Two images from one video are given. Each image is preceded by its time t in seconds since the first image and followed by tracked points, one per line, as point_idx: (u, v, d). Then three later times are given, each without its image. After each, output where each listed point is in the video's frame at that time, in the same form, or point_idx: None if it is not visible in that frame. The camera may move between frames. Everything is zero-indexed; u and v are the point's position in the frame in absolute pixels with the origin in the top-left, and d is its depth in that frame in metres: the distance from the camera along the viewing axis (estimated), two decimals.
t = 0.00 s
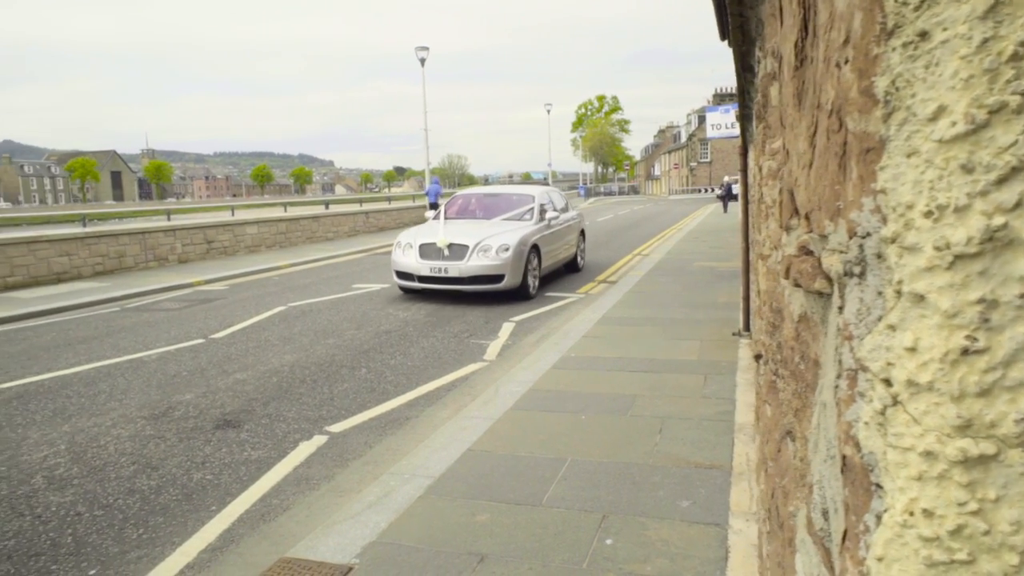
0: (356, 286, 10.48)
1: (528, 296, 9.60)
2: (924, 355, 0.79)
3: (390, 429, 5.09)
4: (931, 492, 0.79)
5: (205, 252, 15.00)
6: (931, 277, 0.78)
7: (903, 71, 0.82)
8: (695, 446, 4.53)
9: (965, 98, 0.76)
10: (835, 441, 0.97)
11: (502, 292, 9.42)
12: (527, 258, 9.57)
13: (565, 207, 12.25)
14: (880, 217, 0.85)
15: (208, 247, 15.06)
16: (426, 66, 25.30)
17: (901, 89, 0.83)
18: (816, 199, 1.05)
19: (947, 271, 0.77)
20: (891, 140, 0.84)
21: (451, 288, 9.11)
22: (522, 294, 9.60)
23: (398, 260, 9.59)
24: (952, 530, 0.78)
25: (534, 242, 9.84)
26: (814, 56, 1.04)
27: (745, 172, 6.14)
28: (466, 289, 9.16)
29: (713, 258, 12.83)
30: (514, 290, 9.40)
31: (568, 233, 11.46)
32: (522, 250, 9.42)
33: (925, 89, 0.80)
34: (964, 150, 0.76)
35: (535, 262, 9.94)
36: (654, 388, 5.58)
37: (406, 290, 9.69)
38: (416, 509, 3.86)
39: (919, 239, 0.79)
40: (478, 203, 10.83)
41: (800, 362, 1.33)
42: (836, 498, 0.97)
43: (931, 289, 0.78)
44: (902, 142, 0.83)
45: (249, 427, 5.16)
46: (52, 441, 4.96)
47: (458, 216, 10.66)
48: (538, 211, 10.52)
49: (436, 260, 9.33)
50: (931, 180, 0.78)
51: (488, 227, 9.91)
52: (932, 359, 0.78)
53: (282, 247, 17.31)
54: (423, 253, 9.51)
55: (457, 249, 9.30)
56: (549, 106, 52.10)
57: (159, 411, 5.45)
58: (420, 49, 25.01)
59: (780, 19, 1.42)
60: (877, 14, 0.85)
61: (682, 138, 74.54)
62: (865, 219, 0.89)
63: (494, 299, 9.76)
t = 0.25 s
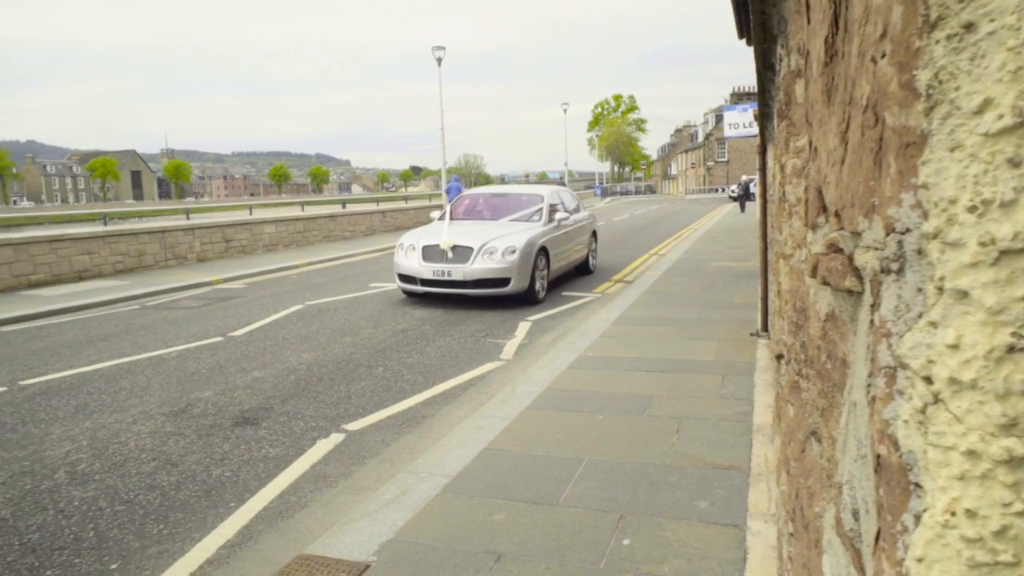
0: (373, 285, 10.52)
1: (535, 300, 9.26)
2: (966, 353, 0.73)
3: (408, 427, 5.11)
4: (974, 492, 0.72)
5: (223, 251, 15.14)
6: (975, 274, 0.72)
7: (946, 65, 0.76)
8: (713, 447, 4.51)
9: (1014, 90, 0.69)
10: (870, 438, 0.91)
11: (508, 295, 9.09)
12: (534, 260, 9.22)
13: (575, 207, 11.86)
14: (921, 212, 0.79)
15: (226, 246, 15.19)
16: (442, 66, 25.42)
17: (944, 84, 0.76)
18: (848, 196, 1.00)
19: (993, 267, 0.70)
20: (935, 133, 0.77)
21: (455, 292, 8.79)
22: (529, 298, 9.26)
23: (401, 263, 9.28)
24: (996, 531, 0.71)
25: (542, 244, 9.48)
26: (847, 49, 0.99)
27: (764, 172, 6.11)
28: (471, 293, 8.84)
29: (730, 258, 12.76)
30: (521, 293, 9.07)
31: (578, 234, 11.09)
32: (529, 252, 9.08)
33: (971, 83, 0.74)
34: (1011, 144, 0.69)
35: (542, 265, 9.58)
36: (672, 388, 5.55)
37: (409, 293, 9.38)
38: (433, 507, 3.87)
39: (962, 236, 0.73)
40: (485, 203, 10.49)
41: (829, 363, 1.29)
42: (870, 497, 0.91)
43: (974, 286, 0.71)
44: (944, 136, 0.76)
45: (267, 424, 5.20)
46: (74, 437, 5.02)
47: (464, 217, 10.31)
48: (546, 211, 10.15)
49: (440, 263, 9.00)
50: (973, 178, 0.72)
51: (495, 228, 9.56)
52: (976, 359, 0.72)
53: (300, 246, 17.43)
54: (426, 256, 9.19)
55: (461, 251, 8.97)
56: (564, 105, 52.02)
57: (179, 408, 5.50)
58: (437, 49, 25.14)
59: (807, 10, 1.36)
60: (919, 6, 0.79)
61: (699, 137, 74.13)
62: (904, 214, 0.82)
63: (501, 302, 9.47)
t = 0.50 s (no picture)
0: (390, 284, 10.56)
1: (543, 304, 8.88)
2: (1016, 351, 0.69)
3: (425, 426, 5.12)
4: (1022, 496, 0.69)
5: (242, 250, 15.27)
6: (1022, 271, 0.68)
7: (995, 53, 0.73)
8: (732, 448, 4.47)
9: None
10: (904, 437, 0.90)
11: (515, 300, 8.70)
12: (542, 263, 8.82)
13: (586, 207, 11.43)
14: (968, 208, 0.76)
15: (245, 245, 15.33)
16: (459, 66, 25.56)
17: (992, 74, 0.73)
18: (882, 192, 0.98)
19: None
20: (981, 125, 0.74)
21: (458, 296, 8.41)
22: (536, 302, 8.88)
23: (403, 265, 8.91)
24: None
25: (550, 247, 9.05)
26: (881, 43, 0.97)
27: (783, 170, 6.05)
28: (475, 297, 8.46)
29: (748, 258, 12.67)
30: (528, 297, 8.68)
31: (589, 236, 10.70)
32: (536, 255, 8.68)
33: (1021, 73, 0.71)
34: None
35: (550, 268, 9.18)
36: (691, 388, 5.52)
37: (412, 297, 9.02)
38: (450, 506, 3.88)
39: (1012, 230, 0.70)
40: (492, 204, 10.08)
41: (857, 363, 1.27)
42: (903, 498, 0.90)
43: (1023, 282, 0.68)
44: (991, 128, 0.73)
45: (286, 422, 5.23)
46: (97, 432, 5.08)
47: (470, 217, 9.92)
48: (556, 212, 9.74)
49: (443, 265, 8.62)
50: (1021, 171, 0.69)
51: (501, 229, 9.18)
52: None
53: (317, 245, 17.55)
54: (429, 258, 8.79)
55: (465, 254, 8.58)
56: (580, 104, 51.92)
57: (199, 405, 5.55)
58: (454, 49, 25.26)
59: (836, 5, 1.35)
60: None
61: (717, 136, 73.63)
62: (949, 210, 0.79)
63: (510, 306, 9.16)
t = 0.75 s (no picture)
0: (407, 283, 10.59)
1: (551, 309, 8.47)
2: None
3: (443, 424, 5.13)
4: None
5: (261, 249, 15.39)
6: None
7: None
8: (751, 449, 4.44)
9: None
10: (937, 437, 0.89)
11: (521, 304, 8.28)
12: (549, 266, 8.39)
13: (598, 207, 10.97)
14: (1008, 203, 0.73)
15: (264, 244, 15.44)
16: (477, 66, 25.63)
17: None
18: (917, 188, 0.97)
19: None
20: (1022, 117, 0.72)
21: (461, 301, 8.00)
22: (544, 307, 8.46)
23: (404, 269, 8.52)
24: None
25: (558, 249, 8.63)
26: (915, 37, 0.96)
27: (803, 168, 5.99)
28: (479, 302, 8.06)
29: (767, 258, 12.56)
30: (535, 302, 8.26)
31: (601, 237, 10.27)
32: (543, 257, 8.24)
33: None
34: None
35: (558, 271, 8.75)
36: (710, 389, 5.48)
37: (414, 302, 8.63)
38: (468, 504, 3.88)
39: None
40: (499, 204, 9.67)
41: (885, 362, 1.26)
42: (937, 498, 0.89)
43: None
44: None
45: (305, 419, 5.26)
46: (119, 429, 5.14)
47: (475, 218, 9.49)
48: (565, 212, 9.30)
49: (445, 269, 8.21)
50: None
51: (508, 231, 8.77)
52: None
53: (335, 244, 17.64)
54: (431, 261, 8.39)
55: (468, 257, 8.16)
56: (597, 103, 51.79)
57: (219, 402, 5.60)
58: (472, 49, 25.34)
59: (865, 0, 1.33)
60: None
61: (736, 135, 73.09)
62: (988, 204, 0.77)
63: (518, 310, 8.82)
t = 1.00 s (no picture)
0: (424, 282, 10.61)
1: (557, 315, 8.11)
2: None
3: (460, 423, 5.14)
4: None
5: (279, 248, 15.50)
6: None
7: None
8: (771, 450, 4.41)
9: None
10: (971, 437, 0.88)
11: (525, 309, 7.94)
12: (555, 270, 8.04)
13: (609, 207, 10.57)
14: None
15: (283, 243, 15.55)
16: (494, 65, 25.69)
17: None
18: (950, 185, 0.96)
19: None
20: None
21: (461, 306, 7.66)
22: (549, 312, 8.11)
23: (403, 272, 8.17)
24: None
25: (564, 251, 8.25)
26: (949, 32, 0.95)
27: (824, 168, 5.93)
28: (480, 308, 7.71)
29: (786, 258, 12.46)
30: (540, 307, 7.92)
31: (611, 238, 9.88)
32: (549, 260, 7.88)
33: None
34: None
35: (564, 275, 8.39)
36: (728, 389, 5.46)
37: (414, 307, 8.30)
38: (486, 503, 3.89)
39: None
40: (505, 204, 9.30)
41: (913, 362, 1.25)
42: (970, 500, 0.87)
43: None
44: None
45: (323, 417, 5.29)
46: (140, 425, 5.20)
47: (480, 219, 9.12)
48: (573, 213, 8.91)
49: (446, 272, 7.86)
50: None
51: (513, 232, 8.41)
52: None
53: (353, 243, 17.72)
54: (431, 265, 8.04)
55: (470, 260, 7.79)
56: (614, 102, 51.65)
57: (238, 400, 5.65)
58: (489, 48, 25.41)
59: None
60: None
61: (755, 133, 72.46)
62: None
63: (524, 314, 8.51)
